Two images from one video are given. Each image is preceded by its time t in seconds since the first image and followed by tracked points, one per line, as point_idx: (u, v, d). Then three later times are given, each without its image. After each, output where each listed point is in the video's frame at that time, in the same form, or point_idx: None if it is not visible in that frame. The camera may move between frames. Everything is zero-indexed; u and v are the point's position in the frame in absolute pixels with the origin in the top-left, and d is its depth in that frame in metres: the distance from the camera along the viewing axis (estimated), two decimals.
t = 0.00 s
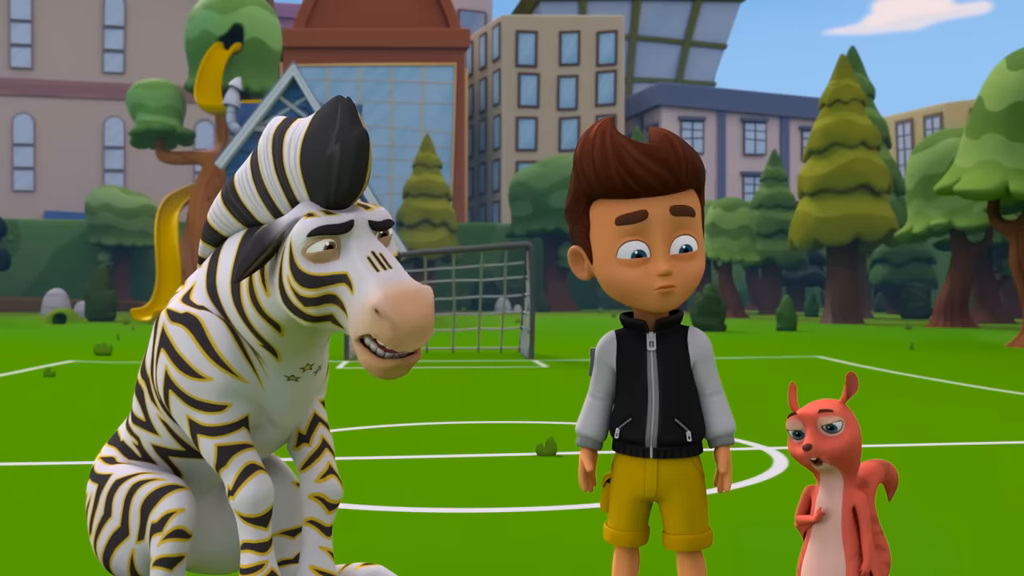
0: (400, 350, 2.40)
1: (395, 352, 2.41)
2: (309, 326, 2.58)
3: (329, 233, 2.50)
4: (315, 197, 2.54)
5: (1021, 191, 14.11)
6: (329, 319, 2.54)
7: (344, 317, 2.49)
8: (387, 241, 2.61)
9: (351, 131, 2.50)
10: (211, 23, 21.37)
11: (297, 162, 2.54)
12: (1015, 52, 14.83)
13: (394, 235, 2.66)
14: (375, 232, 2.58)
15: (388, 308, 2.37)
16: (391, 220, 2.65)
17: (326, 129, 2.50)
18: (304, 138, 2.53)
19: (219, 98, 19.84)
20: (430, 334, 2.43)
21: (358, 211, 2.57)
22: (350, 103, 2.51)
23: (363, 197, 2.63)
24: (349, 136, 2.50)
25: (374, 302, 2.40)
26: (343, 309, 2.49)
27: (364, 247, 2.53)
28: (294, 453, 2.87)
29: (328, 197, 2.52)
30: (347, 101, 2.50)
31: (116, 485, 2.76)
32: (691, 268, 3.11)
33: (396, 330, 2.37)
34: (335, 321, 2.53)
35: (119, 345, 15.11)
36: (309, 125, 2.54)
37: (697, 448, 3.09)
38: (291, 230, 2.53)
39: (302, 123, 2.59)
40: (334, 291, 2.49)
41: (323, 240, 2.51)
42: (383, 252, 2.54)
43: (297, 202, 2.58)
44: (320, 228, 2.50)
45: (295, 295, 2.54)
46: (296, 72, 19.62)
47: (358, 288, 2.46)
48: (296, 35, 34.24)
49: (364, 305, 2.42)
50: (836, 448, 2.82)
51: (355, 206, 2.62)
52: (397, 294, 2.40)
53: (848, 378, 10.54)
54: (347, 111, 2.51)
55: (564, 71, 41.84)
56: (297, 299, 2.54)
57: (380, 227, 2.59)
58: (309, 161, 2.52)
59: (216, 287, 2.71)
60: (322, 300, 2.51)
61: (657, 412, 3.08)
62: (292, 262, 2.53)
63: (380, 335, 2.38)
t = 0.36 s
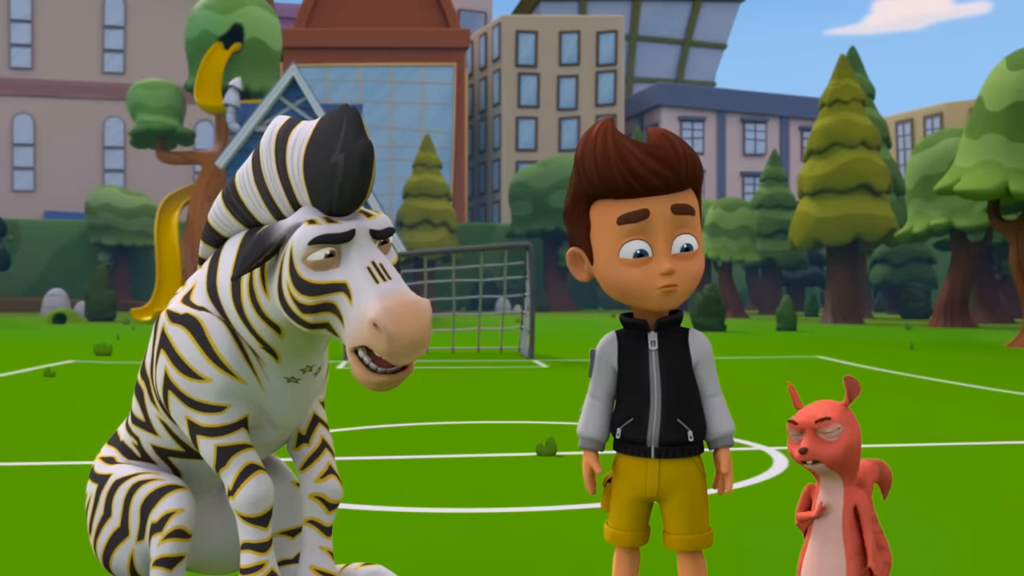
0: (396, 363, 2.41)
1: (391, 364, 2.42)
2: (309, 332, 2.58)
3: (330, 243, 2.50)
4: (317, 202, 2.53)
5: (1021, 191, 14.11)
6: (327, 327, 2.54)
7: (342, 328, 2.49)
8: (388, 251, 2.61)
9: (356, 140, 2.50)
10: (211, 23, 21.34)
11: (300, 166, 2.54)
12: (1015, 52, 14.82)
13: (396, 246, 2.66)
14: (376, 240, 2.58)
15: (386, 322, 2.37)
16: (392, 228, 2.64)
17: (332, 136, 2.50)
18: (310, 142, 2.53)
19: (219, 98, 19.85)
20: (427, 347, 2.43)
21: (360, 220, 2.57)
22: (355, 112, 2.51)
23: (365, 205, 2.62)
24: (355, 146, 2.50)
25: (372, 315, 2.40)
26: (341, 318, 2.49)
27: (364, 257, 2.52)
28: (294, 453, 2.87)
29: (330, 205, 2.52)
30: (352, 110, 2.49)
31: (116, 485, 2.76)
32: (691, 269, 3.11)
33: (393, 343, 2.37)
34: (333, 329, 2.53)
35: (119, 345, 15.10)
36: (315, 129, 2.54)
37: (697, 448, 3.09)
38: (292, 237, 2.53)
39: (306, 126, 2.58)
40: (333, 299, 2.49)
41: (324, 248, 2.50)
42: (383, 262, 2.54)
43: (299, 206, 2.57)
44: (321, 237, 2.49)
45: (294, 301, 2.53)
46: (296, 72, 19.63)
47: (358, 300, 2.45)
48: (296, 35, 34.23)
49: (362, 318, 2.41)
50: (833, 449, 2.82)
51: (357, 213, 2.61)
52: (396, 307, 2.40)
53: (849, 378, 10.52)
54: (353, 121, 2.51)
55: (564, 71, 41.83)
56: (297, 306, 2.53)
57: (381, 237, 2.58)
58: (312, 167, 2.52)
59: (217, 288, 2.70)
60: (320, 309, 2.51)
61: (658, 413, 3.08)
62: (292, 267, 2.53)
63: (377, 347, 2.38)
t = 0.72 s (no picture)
0: (395, 363, 2.40)
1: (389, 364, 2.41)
2: (310, 331, 2.58)
3: (330, 242, 2.49)
4: (317, 201, 2.52)
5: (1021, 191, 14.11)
6: (326, 327, 2.53)
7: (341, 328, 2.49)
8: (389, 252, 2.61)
9: (358, 140, 2.49)
10: (211, 23, 21.29)
11: (302, 165, 2.53)
12: (1015, 52, 14.82)
13: (397, 247, 2.65)
14: (377, 240, 2.57)
15: (385, 321, 2.37)
16: (393, 228, 2.64)
17: (333, 136, 2.49)
18: (311, 142, 2.52)
19: (219, 98, 19.86)
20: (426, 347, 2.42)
21: (361, 220, 2.56)
22: (356, 112, 2.50)
23: (366, 205, 2.62)
24: (356, 146, 2.49)
25: (372, 313, 2.40)
26: (341, 317, 2.49)
27: (365, 255, 2.52)
28: (295, 452, 2.87)
29: (331, 205, 2.51)
30: (353, 110, 2.49)
31: (116, 485, 2.76)
32: (690, 268, 3.11)
33: (391, 342, 2.36)
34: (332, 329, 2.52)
35: (119, 345, 15.10)
36: (317, 127, 2.53)
37: (698, 446, 3.09)
38: (293, 235, 2.53)
39: (308, 125, 2.58)
40: (333, 298, 2.49)
41: (324, 248, 2.50)
42: (383, 262, 2.53)
43: (300, 205, 2.57)
44: (321, 238, 2.49)
45: (295, 301, 2.53)
46: (296, 72, 19.63)
47: (358, 300, 2.45)
48: (296, 35, 34.23)
49: (362, 317, 2.41)
50: (836, 434, 2.84)
51: (358, 213, 2.60)
52: (396, 306, 2.40)
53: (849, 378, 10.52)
54: (355, 120, 2.50)
55: (564, 71, 41.82)
56: (296, 307, 2.53)
57: (382, 237, 2.58)
58: (314, 165, 2.51)
59: (217, 287, 2.70)
60: (320, 308, 2.51)
61: (660, 412, 3.07)
62: (293, 266, 2.53)
63: (376, 347, 2.37)
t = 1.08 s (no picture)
0: (406, 350, 2.40)
1: (401, 354, 2.41)
2: (315, 323, 2.57)
3: (336, 232, 2.49)
4: (320, 195, 2.53)
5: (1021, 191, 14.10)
6: (335, 319, 2.53)
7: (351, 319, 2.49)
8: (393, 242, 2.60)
9: (357, 134, 2.49)
10: (211, 23, 21.21)
11: (302, 158, 2.54)
12: (1015, 53, 14.82)
13: (401, 238, 2.65)
14: (380, 231, 2.57)
15: (395, 310, 2.37)
16: (396, 218, 2.63)
17: (332, 127, 2.49)
18: (310, 138, 2.52)
19: (219, 98, 19.87)
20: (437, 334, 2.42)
21: (365, 210, 2.56)
22: (355, 103, 2.50)
23: (369, 196, 2.62)
24: (356, 137, 2.49)
25: (381, 303, 2.39)
26: (349, 308, 2.49)
27: (371, 245, 2.52)
28: (296, 452, 2.86)
29: (333, 196, 2.51)
30: (352, 101, 2.48)
31: (116, 485, 2.75)
32: (690, 269, 3.12)
33: (402, 331, 2.36)
34: (340, 320, 2.52)
35: (119, 345, 15.09)
36: (315, 120, 2.54)
37: (699, 446, 3.09)
38: (297, 228, 2.52)
39: (306, 121, 2.58)
40: (340, 291, 2.49)
41: (329, 241, 2.50)
42: (389, 252, 2.53)
43: (302, 199, 2.57)
44: (326, 229, 2.49)
45: (300, 293, 2.53)
46: (296, 72, 19.66)
47: (365, 290, 2.45)
48: (296, 35, 34.24)
49: (371, 307, 2.41)
50: (837, 437, 2.83)
51: (361, 203, 2.61)
52: (404, 295, 2.39)
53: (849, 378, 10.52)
54: (353, 111, 2.50)
55: (564, 71, 41.82)
56: (302, 299, 2.53)
57: (385, 227, 2.58)
58: (314, 160, 2.52)
59: (218, 285, 2.69)
60: (328, 300, 2.50)
61: (660, 412, 3.07)
62: (297, 260, 2.53)
63: (386, 337, 2.37)
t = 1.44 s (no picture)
0: (411, 343, 2.40)
1: (406, 345, 2.41)
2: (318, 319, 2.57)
3: (338, 228, 2.49)
4: (322, 191, 2.53)
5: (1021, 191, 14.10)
6: (339, 314, 2.53)
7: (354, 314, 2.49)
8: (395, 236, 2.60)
9: (357, 127, 2.50)
10: (210, 23, 21.16)
11: (303, 156, 2.54)
12: (1015, 53, 14.82)
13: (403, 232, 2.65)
14: (383, 225, 2.57)
15: (399, 304, 2.37)
16: (397, 212, 2.63)
17: (332, 122, 2.50)
18: (309, 135, 2.53)
19: (219, 98, 19.89)
20: (442, 328, 2.42)
21: (366, 206, 2.57)
22: (355, 97, 2.51)
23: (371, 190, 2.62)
24: (355, 131, 2.49)
25: (385, 297, 2.39)
26: (353, 303, 2.49)
27: (374, 239, 2.52)
28: (296, 452, 2.87)
29: (334, 189, 2.51)
30: (351, 96, 2.49)
31: (117, 485, 2.76)
32: (690, 269, 3.12)
33: (408, 324, 2.37)
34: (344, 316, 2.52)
35: (119, 345, 15.09)
36: (315, 117, 2.54)
37: (698, 447, 3.09)
38: (299, 224, 2.53)
39: (305, 117, 2.59)
40: (343, 286, 2.49)
41: (331, 235, 2.50)
42: (392, 246, 2.53)
43: (303, 196, 2.58)
44: (329, 224, 2.49)
45: (303, 289, 2.52)
46: (296, 72, 19.69)
47: (369, 284, 2.44)
48: (296, 35, 34.23)
49: (376, 301, 2.40)
50: (837, 436, 2.83)
51: (362, 198, 2.61)
52: (408, 290, 2.39)
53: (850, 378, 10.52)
54: (353, 105, 2.50)
55: (564, 71, 41.81)
56: (305, 294, 2.53)
57: (388, 221, 2.58)
58: (314, 155, 2.52)
59: (219, 286, 2.69)
60: (332, 295, 2.50)
61: (660, 412, 3.07)
62: (300, 255, 2.52)
63: (391, 330, 2.37)
